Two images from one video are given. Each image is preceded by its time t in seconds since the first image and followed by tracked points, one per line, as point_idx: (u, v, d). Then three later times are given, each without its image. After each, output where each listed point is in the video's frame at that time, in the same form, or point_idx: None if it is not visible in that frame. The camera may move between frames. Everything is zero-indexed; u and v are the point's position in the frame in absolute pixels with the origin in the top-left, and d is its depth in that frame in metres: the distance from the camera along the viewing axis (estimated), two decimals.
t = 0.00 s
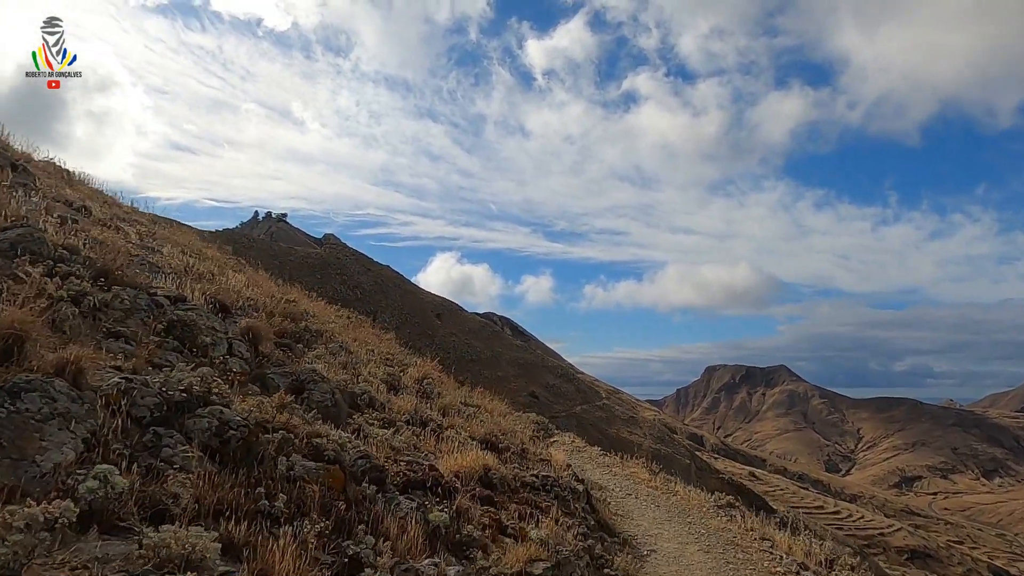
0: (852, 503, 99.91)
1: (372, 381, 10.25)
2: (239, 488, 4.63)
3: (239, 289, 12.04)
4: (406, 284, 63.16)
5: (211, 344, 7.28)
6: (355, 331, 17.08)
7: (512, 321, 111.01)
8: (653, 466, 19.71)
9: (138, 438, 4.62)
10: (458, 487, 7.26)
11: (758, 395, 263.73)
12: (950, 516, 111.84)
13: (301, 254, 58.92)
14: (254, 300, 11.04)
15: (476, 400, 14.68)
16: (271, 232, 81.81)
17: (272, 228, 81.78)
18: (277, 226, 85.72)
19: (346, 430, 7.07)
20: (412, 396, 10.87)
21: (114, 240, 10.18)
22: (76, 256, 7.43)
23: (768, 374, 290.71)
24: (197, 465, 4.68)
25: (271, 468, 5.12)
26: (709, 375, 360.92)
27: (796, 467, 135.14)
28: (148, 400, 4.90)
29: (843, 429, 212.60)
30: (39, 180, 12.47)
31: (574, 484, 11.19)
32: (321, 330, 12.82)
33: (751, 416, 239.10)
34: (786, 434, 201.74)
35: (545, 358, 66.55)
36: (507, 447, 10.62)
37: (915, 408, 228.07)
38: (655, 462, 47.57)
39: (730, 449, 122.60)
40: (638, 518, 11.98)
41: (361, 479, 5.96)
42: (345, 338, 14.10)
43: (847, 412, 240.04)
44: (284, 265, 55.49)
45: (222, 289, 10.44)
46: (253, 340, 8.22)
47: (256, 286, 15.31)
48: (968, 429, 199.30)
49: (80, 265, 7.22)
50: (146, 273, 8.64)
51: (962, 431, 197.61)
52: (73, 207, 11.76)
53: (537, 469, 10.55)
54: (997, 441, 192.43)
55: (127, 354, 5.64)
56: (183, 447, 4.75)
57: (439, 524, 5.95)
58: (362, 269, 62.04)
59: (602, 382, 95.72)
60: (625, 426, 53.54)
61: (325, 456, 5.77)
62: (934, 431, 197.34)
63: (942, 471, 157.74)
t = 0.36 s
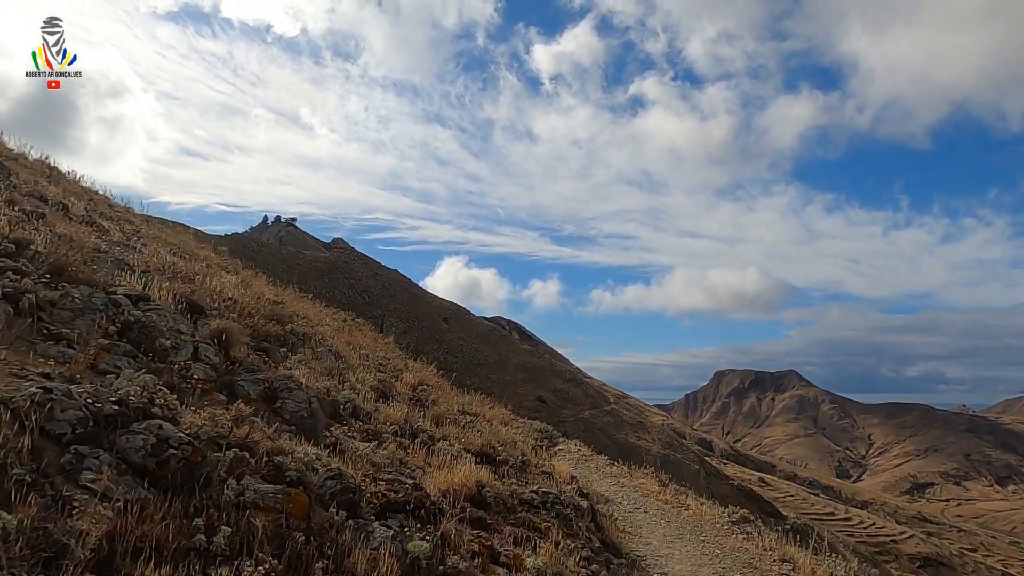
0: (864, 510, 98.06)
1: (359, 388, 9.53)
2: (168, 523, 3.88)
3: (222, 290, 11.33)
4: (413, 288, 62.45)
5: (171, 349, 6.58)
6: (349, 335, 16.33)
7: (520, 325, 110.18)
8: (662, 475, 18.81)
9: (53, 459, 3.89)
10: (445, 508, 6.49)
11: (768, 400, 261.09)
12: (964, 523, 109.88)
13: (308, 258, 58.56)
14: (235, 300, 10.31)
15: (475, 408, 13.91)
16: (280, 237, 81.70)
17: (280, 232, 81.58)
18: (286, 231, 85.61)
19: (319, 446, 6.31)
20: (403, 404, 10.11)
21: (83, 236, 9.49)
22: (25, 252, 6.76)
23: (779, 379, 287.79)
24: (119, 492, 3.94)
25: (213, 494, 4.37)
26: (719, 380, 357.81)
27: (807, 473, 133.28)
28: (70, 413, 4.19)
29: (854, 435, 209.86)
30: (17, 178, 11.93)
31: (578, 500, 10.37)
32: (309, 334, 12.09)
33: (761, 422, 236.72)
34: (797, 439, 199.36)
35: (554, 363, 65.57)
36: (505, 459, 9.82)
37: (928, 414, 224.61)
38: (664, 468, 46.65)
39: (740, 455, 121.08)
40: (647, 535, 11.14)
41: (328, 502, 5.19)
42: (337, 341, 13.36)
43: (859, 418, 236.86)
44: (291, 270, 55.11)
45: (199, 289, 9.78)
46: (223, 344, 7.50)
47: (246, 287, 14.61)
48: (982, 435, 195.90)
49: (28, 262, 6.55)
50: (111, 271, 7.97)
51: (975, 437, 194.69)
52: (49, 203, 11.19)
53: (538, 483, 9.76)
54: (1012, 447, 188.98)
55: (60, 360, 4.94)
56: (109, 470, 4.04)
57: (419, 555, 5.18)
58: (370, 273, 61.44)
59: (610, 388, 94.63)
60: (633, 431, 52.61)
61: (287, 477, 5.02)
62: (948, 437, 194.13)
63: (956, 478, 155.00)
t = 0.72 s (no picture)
0: (875, 514, 96.58)
1: (346, 392, 8.77)
2: (67, 567, 3.11)
3: (204, 285, 10.59)
4: (421, 288, 61.82)
5: (124, 348, 5.85)
6: (346, 335, 15.60)
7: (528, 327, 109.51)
8: (674, 484, 17.99)
9: None
10: (431, 532, 5.70)
11: (778, 403, 258.75)
12: (977, 529, 108.09)
13: (316, 258, 58.21)
14: (216, 296, 9.58)
15: (475, 413, 13.16)
16: (288, 236, 81.61)
17: (288, 232, 81.45)
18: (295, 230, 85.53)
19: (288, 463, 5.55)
20: (395, 410, 9.35)
21: (51, 226, 8.78)
22: None
23: (789, 381, 285.08)
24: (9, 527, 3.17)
25: (136, 527, 3.61)
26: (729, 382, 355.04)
27: (816, 476, 131.75)
28: None
29: (865, 439, 207.43)
30: None
31: (584, 514, 9.56)
32: (299, 333, 11.33)
33: (771, 424, 234.56)
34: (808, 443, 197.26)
35: (561, 365, 64.76)
36: (505, 470, 9.06)
37: (940, 417, 221.58)
38: (672, 471, 45.77)
39: (748, 457, 119.78)
40: (658, 552, 10.32)
41: (294, 526, 4.41)
42: (329, 342, 12.61)
43: (870, 421, 234.13)
44: (299, 270, 54.71)
45: (174, 283, 9.06)
46: (188, 344, 6.75)
47: (236, 284, 13.94)
48: (996, 440, 192.87)
49: None
50: (70, 263, 7.26)
51: (988, 442, 191.97)
52: (23, 194, 10.57)
53: (540, 496, 8.96)
54: None
55: None
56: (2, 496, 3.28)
57: None
58: (378, 273, 60.90)
59: (619, 390, 93.74)
60: (641, 434, 51.72)
61: (239, 501, 4.25)
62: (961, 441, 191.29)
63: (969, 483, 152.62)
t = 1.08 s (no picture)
0: (880, 514, 95.67)
1: (332, 400, 7.95)
2: None
3: (184, 283, 9.81)
4: (424, 288, 61.08)
5: (64, 352, 5.02)
6: (341, 337, 14.82)
7: (532, 327, 108.90)
8: (685, 493, 17.15)
9: None
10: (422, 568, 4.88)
11: (783, 403, 257.33)
12: (983, 529, 107.06)
13: (319, 258, 57.62)
14: (192, 295, 8.77)
15: (476, 419, 12.35)
16: (292, 236, 81.23)
17: (292, 232, 81.06)
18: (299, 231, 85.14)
19: (253, 490, 4.72)
20: (388, 420, 8.51)
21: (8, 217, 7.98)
22: None
23: (795, 381, 283.52)
24: None
25: None
26: (733, 382, 353.84)
27: (821, 476, 130.84)
28: None
29: (871, 439, 206.07)
30: None
31: (596, 533, 8.70)
32: (285, 334, 10.53)
33: (775, 424, 233.36)
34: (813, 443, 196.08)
35: (566, 365, 64.01)
36: (509, 485, 8.23)
37: (946, 417, 219.97)
38: (677, 473, 44.98)
39: (752, 457, 119.00)
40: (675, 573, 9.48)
41: (251, 575, 3.51)
42: (320, 343, 11.80)
43: (876, 421, 232.51)
44: (302, 270, 54.08)
45: (142, 279, 8.24)
46: (147, 349, 5.93)
47: (223, 283, 13.14)
48: (1002, 440, 191.24)
49: None
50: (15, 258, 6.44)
51: (993, 442, 190.54)
52: None
53: (548, 515, 8.13)
54: None
55: None
56: None
57: None
58: (382, 274, 60.21)
59: (623, 390, 93.05)
60: (646, 434, 50.92)
61: (180, 546, 3.45)
62: (967, 442, 189.72)
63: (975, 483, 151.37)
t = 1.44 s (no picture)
0: (885, 515, 94.85)
1: (313, 404, 7.27)
2: None
3: (158, 276, 9.14)
4: (427, 288, 60.47)
5: None
6: (333, 336, 14.13)
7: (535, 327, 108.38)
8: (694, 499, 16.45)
9: None
10: None
11: (788, 403, 256.01)
12: (988, 529, 106.14)
13: (322, 258, 57.13)
14: (164, 288, 8.11)
15: (474, 422, 11.67)
16: (294, 236, 80.89)
17: (295, 232, 80.73)
18: (302, 231, 84.83)
19: (203, 511, 4.05)
20: (375, 424, 7.83)
21: None
22: None
23: (799, 381, 282.32)
24: None
25: None
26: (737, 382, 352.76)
27: (825, 476, 130.05)
28: None
29: (875, 439, 204.96)
30: None
31: (601, 546, 7.99)
32: (269, 332, 9.85)
33: (779, 424, 232.26)
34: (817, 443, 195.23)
35: (569, 365, 63.36)
36: (507, 493, 7.54)
37: (952, 417, 218.50)
38: (681, 473, 44.27)
39: (756, 457, 118.33)
40: None
41: None
42: (308, 342, 11.14)
43: (881, 421, 231.17)
44: (304, 269, 53.51)
45: (106, 271, 7.59)
46: (97, 346, 5.30)
47: (207, 279, 12.49)
48: (1007, 440, 189.77)
49: None
50: None
51: (998, 442, 189.25)
52: None
53: (549, 527, 7.44)
54: None
55: None
56: None
57: None
58: (385, 273, 59.61)
59: (626, 390, 92.44)
60: (649, 433, 50.22)
61: None
62: (973, 442, 188.35)
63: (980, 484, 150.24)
